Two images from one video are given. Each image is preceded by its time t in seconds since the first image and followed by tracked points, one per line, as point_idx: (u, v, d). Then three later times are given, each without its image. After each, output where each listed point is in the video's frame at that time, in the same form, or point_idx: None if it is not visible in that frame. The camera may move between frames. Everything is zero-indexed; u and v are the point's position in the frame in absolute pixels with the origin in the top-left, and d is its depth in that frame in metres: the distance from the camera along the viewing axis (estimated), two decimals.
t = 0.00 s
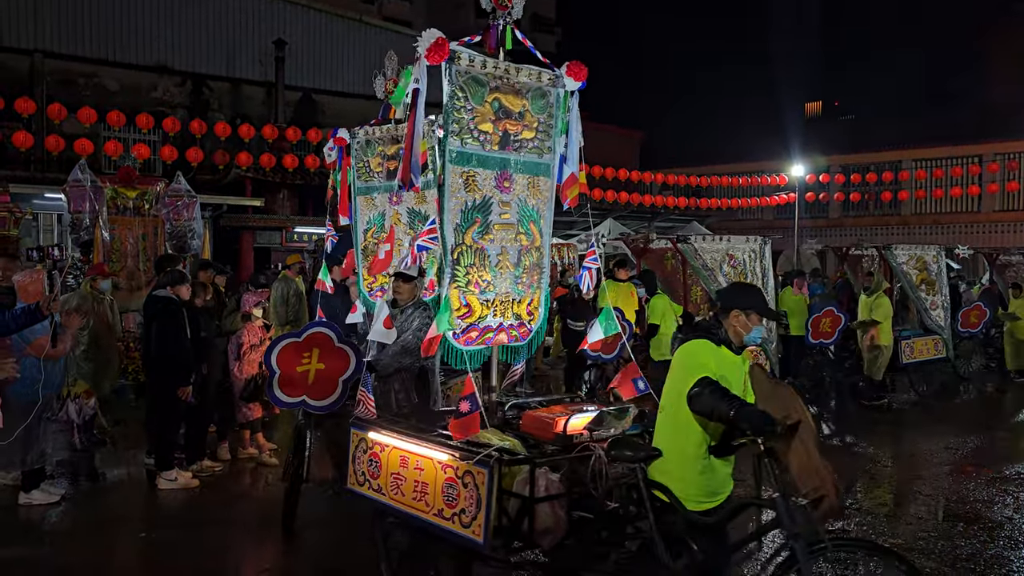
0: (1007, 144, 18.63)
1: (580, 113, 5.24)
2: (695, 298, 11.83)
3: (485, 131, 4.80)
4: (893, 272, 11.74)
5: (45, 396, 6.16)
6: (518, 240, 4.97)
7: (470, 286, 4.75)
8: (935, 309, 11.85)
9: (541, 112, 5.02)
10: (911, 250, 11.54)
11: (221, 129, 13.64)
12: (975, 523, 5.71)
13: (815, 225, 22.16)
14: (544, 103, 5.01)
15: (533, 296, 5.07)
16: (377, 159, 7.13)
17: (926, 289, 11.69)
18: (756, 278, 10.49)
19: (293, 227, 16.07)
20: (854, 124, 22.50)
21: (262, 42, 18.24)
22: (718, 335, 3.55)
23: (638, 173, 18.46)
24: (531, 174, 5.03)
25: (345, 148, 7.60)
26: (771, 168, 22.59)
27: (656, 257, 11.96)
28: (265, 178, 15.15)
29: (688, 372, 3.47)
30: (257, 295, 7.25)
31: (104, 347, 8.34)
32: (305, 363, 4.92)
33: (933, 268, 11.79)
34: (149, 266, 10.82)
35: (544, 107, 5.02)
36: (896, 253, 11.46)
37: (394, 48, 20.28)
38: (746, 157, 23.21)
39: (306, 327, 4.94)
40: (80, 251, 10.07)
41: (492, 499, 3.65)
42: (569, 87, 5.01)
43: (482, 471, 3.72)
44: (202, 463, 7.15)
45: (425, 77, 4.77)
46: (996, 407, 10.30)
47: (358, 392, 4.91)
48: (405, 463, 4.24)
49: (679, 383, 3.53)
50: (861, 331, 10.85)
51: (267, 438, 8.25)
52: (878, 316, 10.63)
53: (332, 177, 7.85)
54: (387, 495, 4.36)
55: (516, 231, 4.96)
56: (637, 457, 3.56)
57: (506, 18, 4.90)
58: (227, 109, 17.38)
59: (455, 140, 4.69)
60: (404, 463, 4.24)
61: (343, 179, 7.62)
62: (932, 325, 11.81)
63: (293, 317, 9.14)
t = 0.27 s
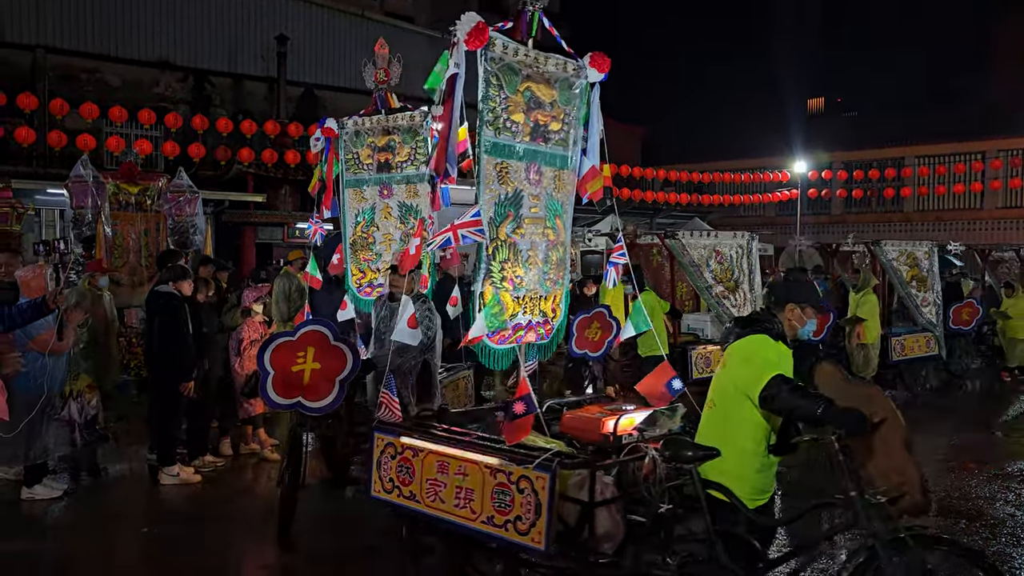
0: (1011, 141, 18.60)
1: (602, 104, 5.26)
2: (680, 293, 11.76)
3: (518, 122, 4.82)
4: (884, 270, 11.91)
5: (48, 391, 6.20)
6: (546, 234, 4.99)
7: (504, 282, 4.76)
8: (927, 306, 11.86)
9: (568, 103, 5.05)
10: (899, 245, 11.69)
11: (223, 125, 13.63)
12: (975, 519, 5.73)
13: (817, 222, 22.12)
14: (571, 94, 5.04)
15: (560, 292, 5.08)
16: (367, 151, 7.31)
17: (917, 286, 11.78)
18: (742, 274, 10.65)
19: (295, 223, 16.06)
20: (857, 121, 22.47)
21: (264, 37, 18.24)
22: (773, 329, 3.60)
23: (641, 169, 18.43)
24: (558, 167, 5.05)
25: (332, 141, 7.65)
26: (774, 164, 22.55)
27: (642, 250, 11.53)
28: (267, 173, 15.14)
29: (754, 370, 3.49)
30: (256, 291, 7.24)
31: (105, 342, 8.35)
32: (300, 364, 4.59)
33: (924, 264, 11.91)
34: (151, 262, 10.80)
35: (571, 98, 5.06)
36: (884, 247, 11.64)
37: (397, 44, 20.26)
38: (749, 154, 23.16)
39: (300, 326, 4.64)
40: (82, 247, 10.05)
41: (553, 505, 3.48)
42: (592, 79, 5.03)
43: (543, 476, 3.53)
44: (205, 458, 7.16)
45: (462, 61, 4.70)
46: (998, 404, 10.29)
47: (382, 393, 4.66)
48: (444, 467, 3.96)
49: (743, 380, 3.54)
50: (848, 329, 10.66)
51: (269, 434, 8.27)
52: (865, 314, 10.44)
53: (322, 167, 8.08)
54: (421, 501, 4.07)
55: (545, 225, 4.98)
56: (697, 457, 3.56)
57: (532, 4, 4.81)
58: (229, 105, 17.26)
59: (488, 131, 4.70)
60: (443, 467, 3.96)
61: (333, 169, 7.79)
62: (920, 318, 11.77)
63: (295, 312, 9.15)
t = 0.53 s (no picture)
0: (1013, 137, 18.55)
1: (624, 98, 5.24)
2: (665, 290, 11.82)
3: (553, 112, 4.77)
4: (874, 266, 11.78)
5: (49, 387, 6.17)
6: (577, 230, 4.97)
7: (540, 278, 4.75)
8: (917, 302, 11.70)
9: (598, 95, 5.05)
10: (890, 241, 11.62)
11: (222, 121, 13.61)
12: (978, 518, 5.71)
13: (819, 218, 22.05)
14: (601, 85, 5.05)
15: (586, 289, 5.06)
16: (353, 143, 6.96)
17: (907, 282, 11.66)
18: (728, 271, 10.29)
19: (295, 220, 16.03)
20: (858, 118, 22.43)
21: (264, 33, 18.18)
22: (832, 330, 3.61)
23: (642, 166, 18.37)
24: (588, 161, 5.03)
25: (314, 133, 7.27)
26: (776, 161, 22.50)
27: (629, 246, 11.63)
28: (267, 169, 15.11)
29: (823, 369, 3.45)
30: (254, 287, 7.20)
31: (105, 337, 8.34)
32: (296, 365, 4.54)
33: (915, 261, 11.79)
34: (151, 258, 10.77)
35: (601, 90, 5.06)
36: (874, 244, 11.56)
37: (397, 41, 20.22)
38: (751, 151, 23.11)
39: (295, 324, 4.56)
40: (82, 243, 10.03)
41: (623, 511, 3.43)
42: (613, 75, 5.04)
43: (609, 481, 3.48)
44: (205, 455, 7.14)
45: (509, 48, 4.40)
46: (1000, 402, 10.25)
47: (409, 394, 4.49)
48: (491, 474, 3.88)
49: (810, 379, 3.50)
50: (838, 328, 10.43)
51: (269, 431, 8.25)
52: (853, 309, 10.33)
53: (302, 161, 7.65)
54: (463, 511, 3.98)
55: (576, 220, 4.95)
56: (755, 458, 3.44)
57: None
58: (229, 100, 17.24)
59: (527, 121, 4.64)
60: (490, 474, 3.88)
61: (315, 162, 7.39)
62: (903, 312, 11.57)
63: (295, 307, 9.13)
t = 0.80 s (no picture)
0: (1013, 137, 18.56)
1: (647, 93, 5.26)
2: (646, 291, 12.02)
3: (593, 106, 4.78)
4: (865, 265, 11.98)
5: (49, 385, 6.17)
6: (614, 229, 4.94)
7: (584, 278, 4.80)
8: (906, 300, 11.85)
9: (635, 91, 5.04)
10: (877, 239, 11.82)
11: (222, 120, 13.61)
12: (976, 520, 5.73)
13: (819, 218, 22.04)
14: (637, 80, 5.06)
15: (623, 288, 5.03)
16: (343, 136, 6.44)
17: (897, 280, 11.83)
18: (713, 270, 10.41)
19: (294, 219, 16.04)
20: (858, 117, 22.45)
21: (264, 32, 18.10)
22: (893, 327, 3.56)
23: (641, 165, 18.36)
24: (624, 157, 5.01)
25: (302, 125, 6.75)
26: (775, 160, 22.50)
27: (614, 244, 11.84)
28: (266, 168, 15.11)
29: (886, 370, 3.41)
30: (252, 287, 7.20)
31: (105, 336, 8.35)
32: (291, 368, 4.53)
33: (904, 259, 11.98)
34: (150, 257, 10.77)
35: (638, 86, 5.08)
36: (862, 242, 11.75)
37: (397, 40, 20.23)
38: (751, 150, 23.12)
39: (291, 326, 4.55)
40: (82, 242, 10.04)
41: (694, 517, 3.63)
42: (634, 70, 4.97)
43: (680, 488, 3.66)
44: (205, 454, 7.15)
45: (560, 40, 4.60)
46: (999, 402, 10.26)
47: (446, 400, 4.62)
48: (546, 483, 4.05)
49: (873, 380, 3.46)
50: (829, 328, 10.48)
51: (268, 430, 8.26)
52: (842, 309, 10.39)
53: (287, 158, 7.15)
54: (515, 520, 4.14)
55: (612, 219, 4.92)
56: (809, 460, 3.61)
57: None
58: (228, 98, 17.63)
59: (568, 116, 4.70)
60: (545, 483, 4.05)
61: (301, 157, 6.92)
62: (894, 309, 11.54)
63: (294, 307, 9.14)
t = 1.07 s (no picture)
0: (1013, 137, 18.56)
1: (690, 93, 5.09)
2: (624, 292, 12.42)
3: (647, 104, 4.60)
4: (854, 265, 11.38)
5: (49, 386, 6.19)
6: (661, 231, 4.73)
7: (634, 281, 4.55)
8: (898, 304, 11.30)
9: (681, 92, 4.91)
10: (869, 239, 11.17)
11: (222, 120, 13.61)
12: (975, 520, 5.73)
13: (819, 218, 22.02)
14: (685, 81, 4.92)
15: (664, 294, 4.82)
16: (338, 131, 6.32)
17: (887, 283, 11.23)
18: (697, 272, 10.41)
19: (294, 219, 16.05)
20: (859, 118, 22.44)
21: (264, 31, 18.15)
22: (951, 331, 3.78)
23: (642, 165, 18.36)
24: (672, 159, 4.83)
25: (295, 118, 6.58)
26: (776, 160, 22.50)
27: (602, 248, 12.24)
28: (266, 168, 15.11)
29: (949, 372, 3.64)
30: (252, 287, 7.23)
31: (105, 336, 8.35)
32: (291, 372, 4.50)
33: (896, 261, 11.32)
34: (151, 257, 10.77)
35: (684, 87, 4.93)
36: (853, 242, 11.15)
37: (398, 39, 20.22)
38: (751, 150, 23.11)
39: (290, 329, 4.52)
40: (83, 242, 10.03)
41: (776, 528, 3.15)
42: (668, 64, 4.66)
43: (761, 496, 3.18)
44: (205, 454, 7.15)
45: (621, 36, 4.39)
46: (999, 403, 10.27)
47: (492, 407, 3.90)
48: (610, 492, 3.48)
49: (938, 383, 3.68)
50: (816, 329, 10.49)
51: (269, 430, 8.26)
52: (829, 310, 10.30)
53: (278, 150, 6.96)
54: (574, 532, 3.56)
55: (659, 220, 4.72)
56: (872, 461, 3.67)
57: None
58: (228, 99, 17.62)
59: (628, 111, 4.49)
60: (609, 492, 3.48)
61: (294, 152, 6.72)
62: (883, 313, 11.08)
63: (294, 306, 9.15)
